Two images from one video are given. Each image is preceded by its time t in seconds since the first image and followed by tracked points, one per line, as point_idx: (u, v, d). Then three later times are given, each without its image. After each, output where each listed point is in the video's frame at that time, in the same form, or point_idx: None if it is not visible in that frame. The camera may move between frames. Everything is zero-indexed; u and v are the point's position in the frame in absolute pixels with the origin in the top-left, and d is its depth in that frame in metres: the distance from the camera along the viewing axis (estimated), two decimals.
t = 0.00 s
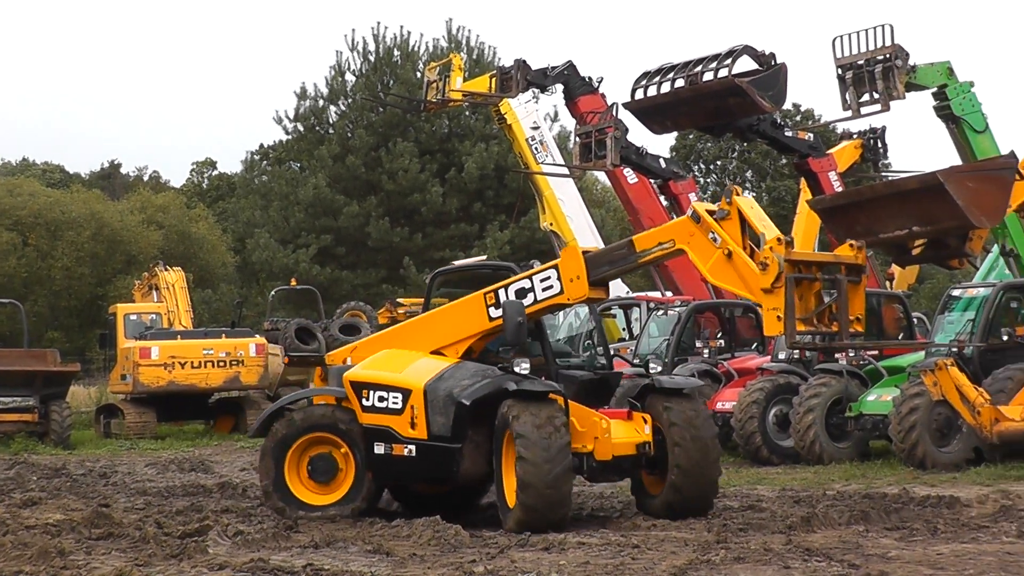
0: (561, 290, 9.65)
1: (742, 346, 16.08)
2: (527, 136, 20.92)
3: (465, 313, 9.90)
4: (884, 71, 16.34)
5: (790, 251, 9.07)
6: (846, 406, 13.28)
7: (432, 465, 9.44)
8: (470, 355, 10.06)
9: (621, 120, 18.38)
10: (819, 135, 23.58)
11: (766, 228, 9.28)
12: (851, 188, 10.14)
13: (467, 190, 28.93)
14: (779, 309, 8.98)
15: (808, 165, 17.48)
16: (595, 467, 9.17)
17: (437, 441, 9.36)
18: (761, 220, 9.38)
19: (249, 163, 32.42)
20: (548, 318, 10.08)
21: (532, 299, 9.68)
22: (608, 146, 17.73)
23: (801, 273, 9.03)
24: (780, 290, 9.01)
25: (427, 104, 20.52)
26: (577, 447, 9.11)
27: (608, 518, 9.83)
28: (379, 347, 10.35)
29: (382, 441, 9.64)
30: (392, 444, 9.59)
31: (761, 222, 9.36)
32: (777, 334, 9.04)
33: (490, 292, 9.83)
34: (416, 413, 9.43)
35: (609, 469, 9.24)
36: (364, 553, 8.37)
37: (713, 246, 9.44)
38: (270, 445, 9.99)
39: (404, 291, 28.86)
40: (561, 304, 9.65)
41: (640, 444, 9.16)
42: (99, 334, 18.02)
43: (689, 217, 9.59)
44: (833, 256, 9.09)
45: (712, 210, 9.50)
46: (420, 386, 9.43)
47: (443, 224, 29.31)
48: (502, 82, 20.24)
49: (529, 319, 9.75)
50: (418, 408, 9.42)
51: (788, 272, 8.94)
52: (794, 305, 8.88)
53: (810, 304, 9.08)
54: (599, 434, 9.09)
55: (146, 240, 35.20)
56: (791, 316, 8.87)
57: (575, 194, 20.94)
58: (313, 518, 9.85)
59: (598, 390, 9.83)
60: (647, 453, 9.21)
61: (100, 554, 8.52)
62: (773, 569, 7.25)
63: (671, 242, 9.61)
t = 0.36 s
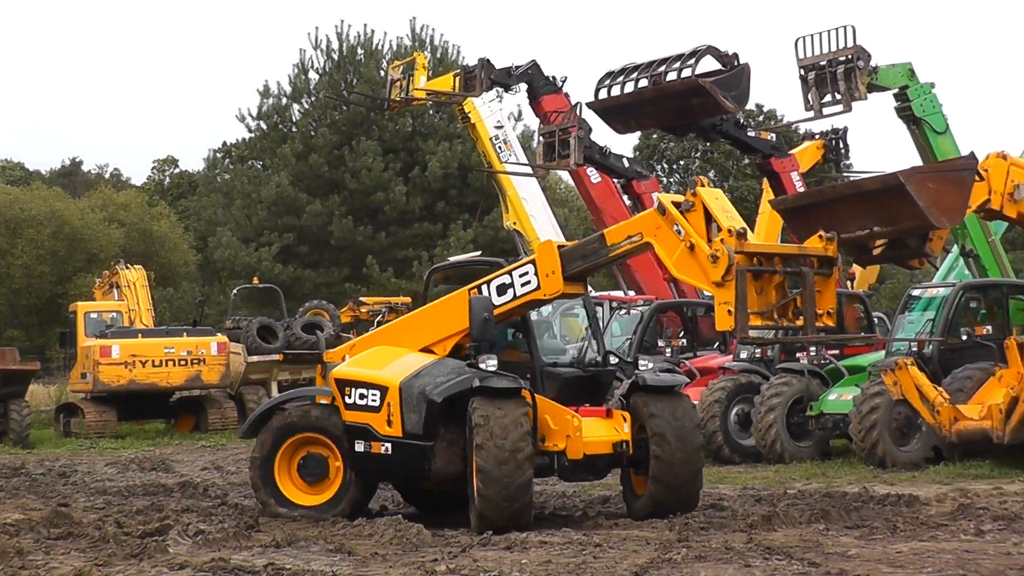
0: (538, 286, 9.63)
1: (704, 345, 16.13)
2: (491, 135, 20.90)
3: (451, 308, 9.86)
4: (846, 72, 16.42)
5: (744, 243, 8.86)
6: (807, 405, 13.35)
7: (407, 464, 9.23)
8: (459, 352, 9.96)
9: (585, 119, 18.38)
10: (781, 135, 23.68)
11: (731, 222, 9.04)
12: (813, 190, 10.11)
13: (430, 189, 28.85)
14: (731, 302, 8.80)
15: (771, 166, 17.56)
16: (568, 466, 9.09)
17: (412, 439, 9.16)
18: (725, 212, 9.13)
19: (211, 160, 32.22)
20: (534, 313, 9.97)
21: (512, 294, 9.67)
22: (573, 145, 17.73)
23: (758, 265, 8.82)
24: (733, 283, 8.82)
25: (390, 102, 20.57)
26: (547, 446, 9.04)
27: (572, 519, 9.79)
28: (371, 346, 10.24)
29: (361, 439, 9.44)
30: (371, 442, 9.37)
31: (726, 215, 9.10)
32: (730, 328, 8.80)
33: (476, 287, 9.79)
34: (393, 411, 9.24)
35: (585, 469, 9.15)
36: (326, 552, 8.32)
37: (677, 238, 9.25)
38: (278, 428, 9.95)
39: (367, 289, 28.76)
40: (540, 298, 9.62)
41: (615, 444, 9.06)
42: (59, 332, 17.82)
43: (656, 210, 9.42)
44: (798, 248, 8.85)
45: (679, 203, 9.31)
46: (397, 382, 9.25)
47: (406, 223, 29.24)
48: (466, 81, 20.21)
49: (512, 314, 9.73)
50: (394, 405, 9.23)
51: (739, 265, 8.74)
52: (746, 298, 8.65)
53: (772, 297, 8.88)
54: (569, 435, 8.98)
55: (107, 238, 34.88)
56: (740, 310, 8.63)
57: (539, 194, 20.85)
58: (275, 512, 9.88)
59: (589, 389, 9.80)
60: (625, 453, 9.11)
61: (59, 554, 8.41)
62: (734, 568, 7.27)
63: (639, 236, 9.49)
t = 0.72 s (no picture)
0: (505, 281, 9.43)
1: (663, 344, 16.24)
2: (451, 134, 20.85)
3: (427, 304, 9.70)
4: (804, 72, 16.50)
5: (686, 235, 8.77)
6: (765, 403, 13.42)
7: (376, 464, 9.07)
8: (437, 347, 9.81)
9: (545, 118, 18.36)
10: (740, 134, 23.78)
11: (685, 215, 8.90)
12: (771, 189, 10.09)
13: (390, 188, 28.74)
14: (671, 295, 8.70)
15: (729, 165, 17.64)
16: (532, 465, 8.89)
17: (380, 438, 9.01)
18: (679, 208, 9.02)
19: (170, 158, 32.00)
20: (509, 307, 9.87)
21: (483, 290, 9.48)
22: (532, 144, 17.73)
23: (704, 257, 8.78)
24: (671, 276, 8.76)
25: (350, 101, 20.48)
26: (511, 444, 8.90)
27: (531, 518, 9.75)
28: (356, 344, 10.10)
29: (335, 438, 9.26)
30: (343, 441, 9.20)
31: (679, 209, 8.98)
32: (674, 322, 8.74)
33: (451, 284, 9.62)
34: (363, 409, 9.08)
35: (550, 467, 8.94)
36: (285, 552, 8.26)
37: (631, 230, 9.07)
38: (277, 421, 9.82)
39: (326, 288, 28.63)
40: (510, 293, 9.42)
41: (582, 441, 8.91)
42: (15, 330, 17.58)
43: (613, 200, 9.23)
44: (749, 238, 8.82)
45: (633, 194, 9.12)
46: (366, 380, 9.09)
47: (366, 221, 29.14)
48: (425, 80, 20.17)
49: (485, 310, 9.55)
50: (364, 403, 9.07)
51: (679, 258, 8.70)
52: (687, 290, 8.61)
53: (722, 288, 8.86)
54: (535, 431, 8.83)
55: (64, 236, 34.54)
56: (681, 302, 8.58)
57: (499, 192, 20.78)
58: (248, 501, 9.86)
59: (567, 386, 9.74)
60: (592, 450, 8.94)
61: (15, 554, 8.31)
62: (693, 566, 7.28)
63: (598, 228, 9.28)
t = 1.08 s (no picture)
0: (506, 277, 9.18)
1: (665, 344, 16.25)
2: (452, 133, 20.83)
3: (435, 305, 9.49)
4: (805, 71, 16.48)
5: (659, 226, 8.49)
6: (767, 402, 13.42)
7: (381, 466, 9.03)
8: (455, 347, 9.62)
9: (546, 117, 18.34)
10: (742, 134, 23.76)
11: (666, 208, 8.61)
12: (773, 188, 10.13)
13: (391, 187, 28.74)
14: (641, 288, 8.40)
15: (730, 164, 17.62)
16: (533, 463, 8.84)
17: (384, 439, 8.98)
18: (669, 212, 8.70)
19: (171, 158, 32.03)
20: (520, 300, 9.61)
21: (487, 287, 9.23)
22: (533, 143, 17.72)
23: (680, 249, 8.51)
24: (643, 269, 8.42)
25: (351, 100, 20.49)
26: (510, 443, 8.85)
27: (533, 519, 9.77)
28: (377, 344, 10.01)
29: (344, 439, 9.24)
30: (352, 442, 9.17)
31: (663, 205, 8.70)
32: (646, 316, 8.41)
33: (457, 282, 9.40)
34: (369, 410, 9.05)
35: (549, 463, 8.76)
36: (287, 551, 8.26)
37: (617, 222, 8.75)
38: (312, 420, 9.73)
39: (327, 287, 28.62)
40: (513, 287, 9.16)
41: (583, 438, 8.89)
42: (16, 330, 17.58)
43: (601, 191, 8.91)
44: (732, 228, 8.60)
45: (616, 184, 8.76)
46: (372, 381, 9.07)
47: (367, 220, 29.14)
48: (426, 80, 20.16)
49: (491, 306, 9.30)
50: (370, 404, 9.04)
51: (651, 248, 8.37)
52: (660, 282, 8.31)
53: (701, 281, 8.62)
54: (536, 428, 8.78)
55: (65, 235, 34.57)
56: (654, 294, 8.28)
57: (500, 192, 20.79)
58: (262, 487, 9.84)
59: (579, 383, 9.51)
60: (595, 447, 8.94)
61: (17, 553, 8.31)
62: (695, 565, 7.27)
63: (586, 221, 8.95)
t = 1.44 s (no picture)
0: (513, 275, 8.97)
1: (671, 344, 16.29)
2: (457, 133, 20.84)
3: (452, 305, 9.36)
4: (810, 71, 16.48)
5: (640, 221, 8.26)
6: (773, 402, 13.43)
7: (390, 467, 8.95)
8: (474, 347, 9.50)
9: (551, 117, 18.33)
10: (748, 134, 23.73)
11: (651, 203, 8.35)
12: (779, 188, 10.15)
13: (397, 187, 28.76)
14: (621, 285, 8.19)
15: (736, 164, 17.60)
16: (537, 464, 8.77)
17: (392, 439, 8.91)
18: (659, 207, 8.43)
19: (177, 159, 32.10)
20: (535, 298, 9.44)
21: (498, 286, 9.05)
22: (538, 143, 17.72)
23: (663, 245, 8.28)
24: (624, 266, 8.20)
25: (356, 100, 20.54)
26: (513, 444, 8.83)
27: (539, 519, 9.78)
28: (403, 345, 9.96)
29: (359, 440, 9.18)
30: (365, 442, 9.11)
31: (653, 200, 8.43)
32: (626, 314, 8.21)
33: (470, 281, 9.25)
34: (380, 409, 8.97)
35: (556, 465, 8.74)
36: (293, 551, 8.27)
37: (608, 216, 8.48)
38: (345, 424, 9.56)
39: (333, 287, 28.64)
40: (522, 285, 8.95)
41: (588, 439, 8.80)
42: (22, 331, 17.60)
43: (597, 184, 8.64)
44: (719, 224, 8.38)
45: (609, 179, 8.55)
46: (382, 380, 9.00)
47: (373, 220, 29.16)
48: (432, 80, 20.17)
49: (503, 304, 9.13)
50: (381, 404, 8.97)
51: (632, 245, 8.14)
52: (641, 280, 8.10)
53: (685, 278, 8.40)
54: (537, 429, 8.74)
55: (71, 236, 34.65)
56: (634, 292, 8.07)
57: (506, 192, 20.77)
58: (285, 470, 9.81)
59: (594, 383, 9.39)
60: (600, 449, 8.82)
61: (24, 553, 8.33)
62: (701, 565, 7.28)
63: (583, 218, 8.66)
